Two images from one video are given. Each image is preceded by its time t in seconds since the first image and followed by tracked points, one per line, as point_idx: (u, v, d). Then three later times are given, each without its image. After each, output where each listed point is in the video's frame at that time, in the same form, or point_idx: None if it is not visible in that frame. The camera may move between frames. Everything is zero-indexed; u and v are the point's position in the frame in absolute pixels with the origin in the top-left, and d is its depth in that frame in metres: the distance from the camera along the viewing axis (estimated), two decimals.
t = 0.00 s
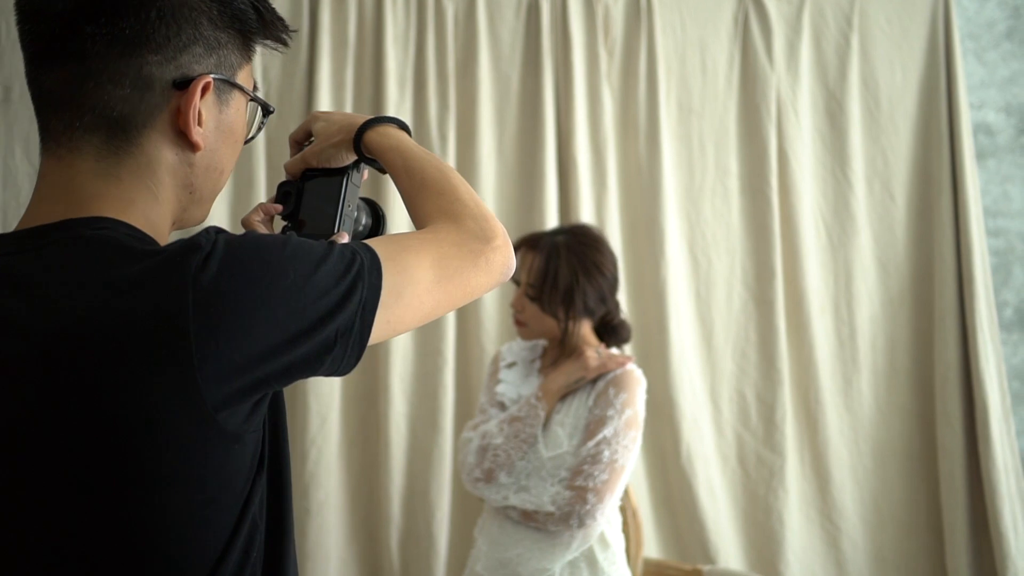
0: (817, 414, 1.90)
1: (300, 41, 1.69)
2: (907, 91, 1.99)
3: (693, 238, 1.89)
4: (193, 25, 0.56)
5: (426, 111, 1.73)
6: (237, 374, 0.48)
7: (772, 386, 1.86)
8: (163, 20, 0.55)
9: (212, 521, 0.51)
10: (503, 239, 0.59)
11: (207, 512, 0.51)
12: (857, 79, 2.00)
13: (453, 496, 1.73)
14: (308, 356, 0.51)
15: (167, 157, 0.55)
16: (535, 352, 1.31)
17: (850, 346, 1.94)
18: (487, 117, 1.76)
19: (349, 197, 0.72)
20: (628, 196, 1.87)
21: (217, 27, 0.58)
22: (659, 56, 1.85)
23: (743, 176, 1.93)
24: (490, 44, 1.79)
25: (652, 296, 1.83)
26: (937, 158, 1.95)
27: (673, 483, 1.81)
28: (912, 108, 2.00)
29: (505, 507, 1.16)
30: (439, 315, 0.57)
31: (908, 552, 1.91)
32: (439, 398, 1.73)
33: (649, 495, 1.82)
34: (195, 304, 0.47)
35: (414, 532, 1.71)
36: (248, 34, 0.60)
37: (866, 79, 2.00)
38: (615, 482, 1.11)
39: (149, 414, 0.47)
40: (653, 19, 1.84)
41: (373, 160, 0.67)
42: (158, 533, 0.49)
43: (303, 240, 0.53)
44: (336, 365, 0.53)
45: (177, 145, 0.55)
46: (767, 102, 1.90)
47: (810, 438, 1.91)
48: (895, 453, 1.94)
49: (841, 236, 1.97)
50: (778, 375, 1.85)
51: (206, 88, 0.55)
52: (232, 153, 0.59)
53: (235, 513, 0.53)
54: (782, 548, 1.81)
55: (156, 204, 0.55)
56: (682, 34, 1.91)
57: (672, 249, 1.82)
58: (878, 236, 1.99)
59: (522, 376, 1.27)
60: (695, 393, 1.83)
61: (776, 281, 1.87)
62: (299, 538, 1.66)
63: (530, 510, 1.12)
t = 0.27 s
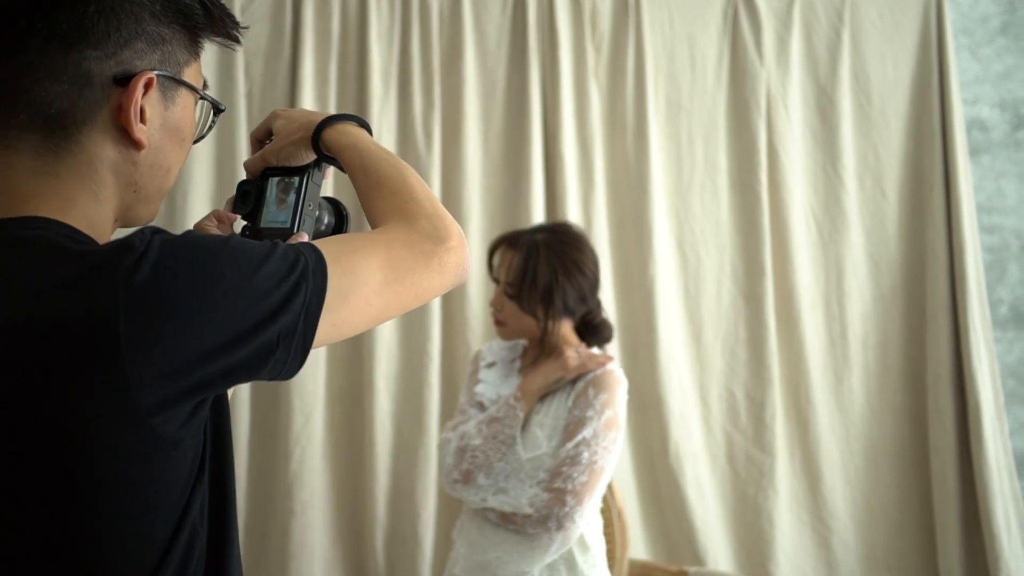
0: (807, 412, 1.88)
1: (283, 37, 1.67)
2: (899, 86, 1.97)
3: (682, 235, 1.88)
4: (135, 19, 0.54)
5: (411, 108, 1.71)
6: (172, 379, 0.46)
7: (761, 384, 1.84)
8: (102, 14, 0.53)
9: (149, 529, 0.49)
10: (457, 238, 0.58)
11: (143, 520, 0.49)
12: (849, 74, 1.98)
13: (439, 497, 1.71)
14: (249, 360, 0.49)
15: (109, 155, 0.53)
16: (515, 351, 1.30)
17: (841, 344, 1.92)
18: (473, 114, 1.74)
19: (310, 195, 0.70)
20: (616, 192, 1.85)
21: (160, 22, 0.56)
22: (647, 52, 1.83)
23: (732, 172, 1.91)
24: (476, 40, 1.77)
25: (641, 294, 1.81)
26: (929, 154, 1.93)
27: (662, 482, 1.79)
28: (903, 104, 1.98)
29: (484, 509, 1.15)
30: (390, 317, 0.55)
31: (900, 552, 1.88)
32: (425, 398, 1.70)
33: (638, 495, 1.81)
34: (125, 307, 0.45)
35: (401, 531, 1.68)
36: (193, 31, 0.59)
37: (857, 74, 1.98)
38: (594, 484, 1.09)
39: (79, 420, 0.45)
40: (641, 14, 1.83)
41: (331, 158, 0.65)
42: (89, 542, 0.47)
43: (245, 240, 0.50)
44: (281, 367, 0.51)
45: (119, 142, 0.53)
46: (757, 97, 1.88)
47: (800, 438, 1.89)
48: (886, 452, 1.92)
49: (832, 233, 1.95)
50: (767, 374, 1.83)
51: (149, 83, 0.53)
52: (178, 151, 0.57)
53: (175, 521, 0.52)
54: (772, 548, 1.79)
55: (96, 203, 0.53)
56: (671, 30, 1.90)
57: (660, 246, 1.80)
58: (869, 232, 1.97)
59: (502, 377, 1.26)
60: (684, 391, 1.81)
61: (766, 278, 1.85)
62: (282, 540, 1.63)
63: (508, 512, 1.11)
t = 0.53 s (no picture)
0: (802, 414, 1.86)
1: (273, 34, 1.66)
2: (896, 85, 1.96)
3: (675, 235, 1.86)
4: (84, 12, 0.53)
5: (401, 106, 1.70)
6: (109, 382, 0.44)
7: (756, 385, 1.82)
8: (49, 7, 0.52)
9: (89, 532, 0.48)
10: (416, 236, 0.56)
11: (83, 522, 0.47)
12: (845, 73, 1.96)
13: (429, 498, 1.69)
14: (195, 360, 0.46)
15: (58, 152, 0.51)
16: (500, 352, 1.29)
17: (837, 345, 1.90)
18: (464, 113, 1.73)
19: (276, 192, 0.68)
20: (609, 192, 1.84)
21: (113, 16, 0.54)
22: (640, 50, 1.81)
23: (727, 172, 1.89)
24: (468, 38, 1.76)
25: (634, 294, 1.79)
26: (926, 153, 1.91)
27: (654, 483, 1.77)
28: (900, 103, 1.96)
29: (467, 511, 1.14)
30: (343, 317, 0.53)
31: (897, 556, 1.86)
32: (415, 400, 1.68)
33: (630, 497, 1.79)
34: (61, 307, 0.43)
35: (390, 533, 1.65)
36: (151, 26, 0.57)
37: (853, 73, 1.97)
38: (578, 487, 1.08)
39: (15, 419, 0.44)
40: (634, 12, 1.81)
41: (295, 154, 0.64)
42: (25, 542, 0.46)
43: (196, 236, 0.48)
44: (231, 368, 0.48)
45: (69, 139, 0.51)
46: (752, 96, 1.87)
47: (795, 440, 1.87)
48: (883, 455, 1.90)
49: (828, 233, 1.93)
50: (762, 375, 1.81)
51: (98, 78, 0.51)
52: (133, 149, 0.55)
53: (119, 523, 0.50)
54: (767, 551, 1.77)
55: (43, 201, 0.51)
56: (664, 28, 1.89)
57: (653, 245, 1.79)
58: (865, 232, 1.95)
59: (487, 377, 1.24)
60: (677, 392, 1.80)
61: (760, 278, 1.83)
62: (271, 540, 1.60)
63: (491, 515, 1.09)
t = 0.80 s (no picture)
0: (812, 415, 1.84)
1: (278, 31, 1.65)
2: (908, 82, 1.93)
3: (684, 233, 1.84)
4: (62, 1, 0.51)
5: (407, 104, 1.69)
6: (78, 378, 0.42)
7: (765, 385, 1.80)
8: None
9: (65, 528, 0.47)
10: (401, 230, 0.54)
11: (56, 519, 0.46)
12: (857, 70, 1.94)
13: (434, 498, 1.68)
14: (171, 355, 0.43)
15: (34, 143, 0.50)
16: (502, 350, 1.28)
17: (848, 346, 1.88)
18: (470, 111, 1.72)
19: (265, 187, 0.67)
20: (617, 190, 1.82)
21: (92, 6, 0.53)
22: (649, 47, 1.80)
23: (737, 170, 1.87)
24: (474, 35, 1.75)
25: (641, 294, 1.78)
26: (939, 151, 1.88)
27: (661, 484, 1.76)
28: (913, 100, 1.93)
29: (467, 511, 1.13)
30: (324, 313, 0.51)
31: (908, 560, 1.84)
32: (421, 401, 1.66)
33: (637, 497, 1.77)
34: (31, 300, 0.41)
35: (396, 534, 1.64)
36: (132, 16, 0.56)
37: (865, 70, 1.94)
38: (580, 487, 1.06)
39: None
40: (642, 9, 1.80)
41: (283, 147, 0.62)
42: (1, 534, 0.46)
43: (175, 229, 0.46)
44: (210, 363, 0.45)
45: (45, 129, 0.50)
46: (762, 93, 1.84)
47: (805, 441, 1.85)
48: (895, 457, 1.87)
49: (839, 232, 1.91)
50: (771, 375, 1.79)
51: (75, 67, 0.50)
52: (113, 141, 0.54)
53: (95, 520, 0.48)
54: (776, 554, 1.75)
55: (19, 192, 0.50)
56: (673, 25, 1.87)
57: (661, 244, 1.77)
58: (877, 231, 1.92)
59: (488, 376, 1.23)
60: (685, 393, 1.78)
61: (770, 277, 1.81)
62: (275, 540, 1.59)
63: (491, 515, 1.08)
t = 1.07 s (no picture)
0: (832, 417, 1.82)
1: (293, 30, 1.65)
2: (930, 80, 1.90)
3: (701, 233, 1.83)
4: None
5: (422, 102, 1.68)
6: (69, 378, 0.41)
7: (783, 387, 1.78)
8: None
9: (54, 531, 0.45)
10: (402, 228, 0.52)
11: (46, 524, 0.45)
12: (877, 68, 1.91)
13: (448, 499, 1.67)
14: (164, 356, 0.42)
15: (30, 140, 0.49)
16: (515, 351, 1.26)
17: (868, 347, 1.85)
18: (485, 109, 1.71)
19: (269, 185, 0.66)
20: (633, 189, 1.81)
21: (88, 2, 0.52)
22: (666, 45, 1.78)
23: (755, 169, 1.85)
24: (489, 33, 1.74)
25: (658, 294, 1.76)
26: (962, 150, 1.85)
27: (678, 486, 1.74)
28: (935, 98, 1.90)
29: (479, 513, 1.12)
30: (324, 314, 0.49)
31: (929, 564, 1.81)
32: (435, 401, 1.65)
33: (653, 499, 1.76)
34: (22, 300, 0.40)
35: (410, 535, 1.63)
36: (129, 13, 0.55)
37: (886, 68, 1.92)
38: (592, 489, 1.05)
39: None
40: (659, 7, 1.78)
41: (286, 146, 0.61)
42: None
43: (172, 226, 0.44)
44: (207, 362, 0.44)
45: (41, 126, 0.49)
46: (781, 90, 1.82)
47: (825, 443, 1.83)
48: (916, 460, 1.84)
49: (859, 231, 1.89)
50: (789, 376, 1.77)
51: (70, 64, 0.49)
52: (110, 139, 0.53)
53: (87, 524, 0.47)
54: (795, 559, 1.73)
55: (14, 190, 0.49)
56: (690, 23, 1.85)
57: (678, 243, 1.75)
58: (898, 230, 1.90)
59: (500, 377, 1.22)
60: (702, 394, 1.76)
61: (789, 277, 1.79)
62: (288, 541, 1.58)
63: (503, 517, 1.07)
